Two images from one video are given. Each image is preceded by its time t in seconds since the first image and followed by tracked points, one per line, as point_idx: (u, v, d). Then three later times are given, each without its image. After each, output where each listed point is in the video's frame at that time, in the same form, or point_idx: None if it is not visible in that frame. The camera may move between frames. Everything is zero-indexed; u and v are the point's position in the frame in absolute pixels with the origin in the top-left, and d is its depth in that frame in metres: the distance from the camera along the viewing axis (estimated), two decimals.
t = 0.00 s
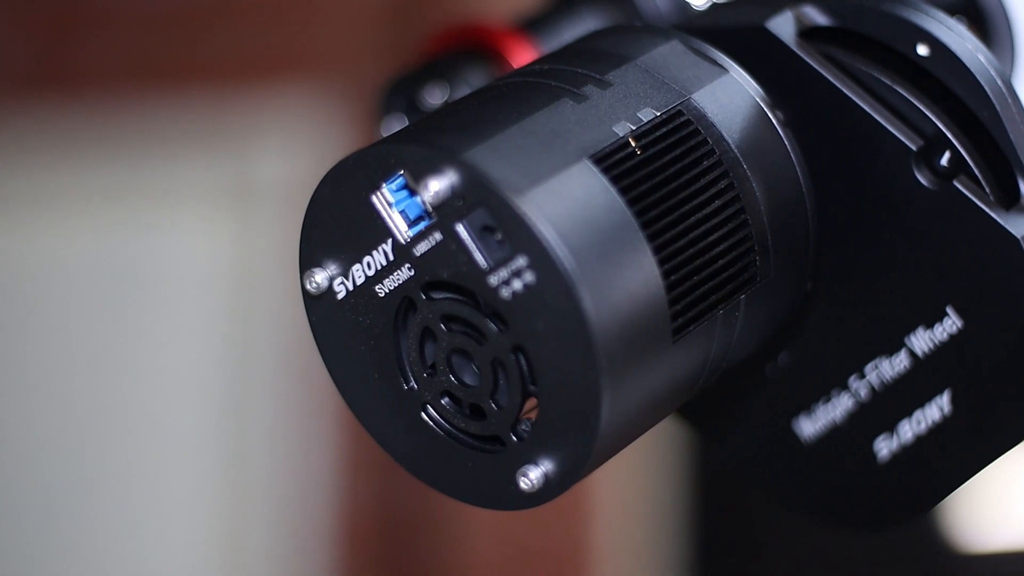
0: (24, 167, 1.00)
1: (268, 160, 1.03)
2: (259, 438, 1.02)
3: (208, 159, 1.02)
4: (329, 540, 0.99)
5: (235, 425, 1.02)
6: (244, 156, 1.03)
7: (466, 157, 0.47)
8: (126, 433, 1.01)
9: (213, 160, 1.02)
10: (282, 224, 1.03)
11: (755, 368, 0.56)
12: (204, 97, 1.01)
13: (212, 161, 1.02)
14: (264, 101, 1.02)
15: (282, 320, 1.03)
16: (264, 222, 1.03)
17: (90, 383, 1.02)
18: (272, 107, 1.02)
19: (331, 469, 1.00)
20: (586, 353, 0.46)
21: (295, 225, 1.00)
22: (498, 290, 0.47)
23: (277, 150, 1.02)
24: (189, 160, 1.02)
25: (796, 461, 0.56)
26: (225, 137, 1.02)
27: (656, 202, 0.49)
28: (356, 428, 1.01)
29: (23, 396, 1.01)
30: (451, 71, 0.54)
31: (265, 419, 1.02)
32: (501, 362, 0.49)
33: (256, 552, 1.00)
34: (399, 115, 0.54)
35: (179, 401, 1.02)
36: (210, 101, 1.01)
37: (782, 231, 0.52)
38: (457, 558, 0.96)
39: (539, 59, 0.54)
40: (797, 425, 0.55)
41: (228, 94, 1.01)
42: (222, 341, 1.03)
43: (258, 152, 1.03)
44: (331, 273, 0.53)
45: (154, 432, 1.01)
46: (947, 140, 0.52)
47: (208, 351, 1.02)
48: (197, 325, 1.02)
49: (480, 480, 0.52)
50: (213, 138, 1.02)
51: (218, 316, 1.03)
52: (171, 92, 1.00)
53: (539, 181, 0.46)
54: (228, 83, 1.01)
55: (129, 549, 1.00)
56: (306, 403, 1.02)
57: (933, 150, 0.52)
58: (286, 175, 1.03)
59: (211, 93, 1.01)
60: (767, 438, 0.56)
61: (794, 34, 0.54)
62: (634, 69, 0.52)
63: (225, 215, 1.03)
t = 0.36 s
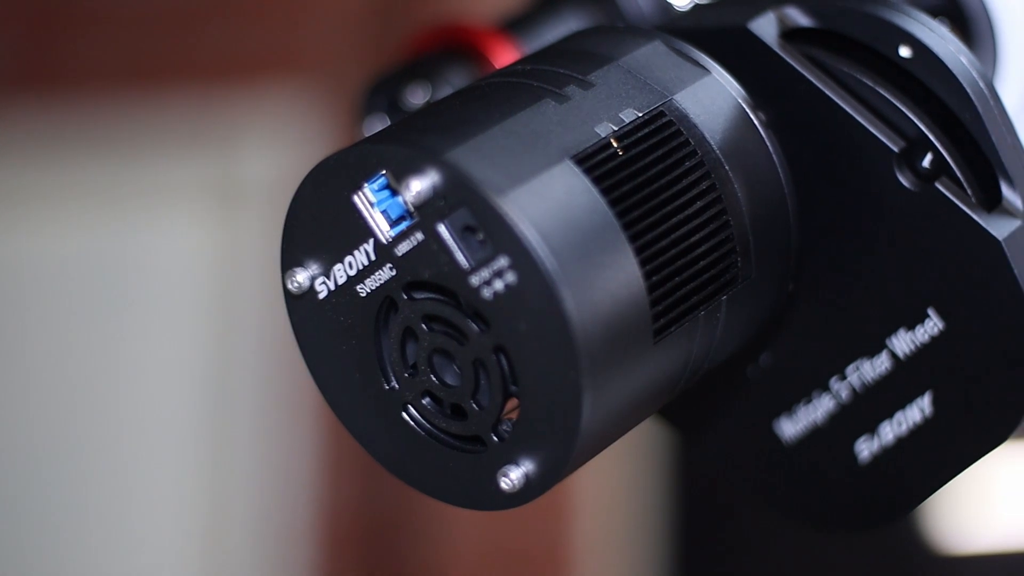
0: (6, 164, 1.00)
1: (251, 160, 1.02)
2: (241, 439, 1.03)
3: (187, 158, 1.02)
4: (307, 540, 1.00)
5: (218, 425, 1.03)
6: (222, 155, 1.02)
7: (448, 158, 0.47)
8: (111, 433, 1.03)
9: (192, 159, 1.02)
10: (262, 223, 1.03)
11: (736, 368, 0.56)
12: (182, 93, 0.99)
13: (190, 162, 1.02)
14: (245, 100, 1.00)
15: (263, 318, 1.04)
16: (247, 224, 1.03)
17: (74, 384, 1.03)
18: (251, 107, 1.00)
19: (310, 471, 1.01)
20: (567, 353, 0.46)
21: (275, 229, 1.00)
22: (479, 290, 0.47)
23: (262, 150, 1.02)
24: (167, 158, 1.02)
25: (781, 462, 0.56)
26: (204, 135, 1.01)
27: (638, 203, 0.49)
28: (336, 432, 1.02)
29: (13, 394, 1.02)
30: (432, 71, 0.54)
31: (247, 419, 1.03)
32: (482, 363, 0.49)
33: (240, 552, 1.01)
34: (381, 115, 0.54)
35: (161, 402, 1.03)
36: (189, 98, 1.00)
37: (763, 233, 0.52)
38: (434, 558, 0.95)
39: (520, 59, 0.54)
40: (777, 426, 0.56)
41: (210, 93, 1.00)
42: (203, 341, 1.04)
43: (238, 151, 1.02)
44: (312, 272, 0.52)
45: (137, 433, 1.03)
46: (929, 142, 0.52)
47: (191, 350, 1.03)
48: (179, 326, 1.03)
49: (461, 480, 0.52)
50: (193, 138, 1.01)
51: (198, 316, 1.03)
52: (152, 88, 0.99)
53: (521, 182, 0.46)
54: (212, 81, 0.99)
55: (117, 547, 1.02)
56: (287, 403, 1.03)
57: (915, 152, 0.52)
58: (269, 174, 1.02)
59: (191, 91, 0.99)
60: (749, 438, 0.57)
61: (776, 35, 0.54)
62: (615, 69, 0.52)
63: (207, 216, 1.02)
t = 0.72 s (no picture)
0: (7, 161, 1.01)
1: (236, 160, 1.04)
2: (224, 440, 1.04)
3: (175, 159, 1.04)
4: (290, 540, 1.03)
5: (201, 427, 1.04)
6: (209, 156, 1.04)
7: (431, 157, 0.47)
8: (94, 438, 1.04)
9: (181, 159, 1.04)
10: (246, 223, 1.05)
11: (718, 368, 0.57)
12: (168, 92, 1.01)
13: (178, 163, 1.04)
14: (232, 98, 1.02)
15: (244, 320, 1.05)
16: (230, 223, 1.04)
17: (56, 390, 1.04)
18: (237, 105, 1.03)
19: (292, 470, 1.03)
20: (548, 354, 0.46)
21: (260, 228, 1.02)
22: (461, 290, 0.47)
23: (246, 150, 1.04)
24: (155, 159, 1.03)
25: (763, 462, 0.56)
26: (192, 134, 1.03)
27: (620, 204, 0.49)
28: (318, 430, 1.04)
29: None
30: (415, 71, 0.54)
31: (229, 421, 1.04)
32: (464, 363, 0.49)
33: (224, 552, 1.03)
34: (363, 115, 0.54)
35: (144, 406, 1.04)
36: (177, 97, 1.02)
37: (746, 234, 0.53)
38: (426, 556, 0.99)
39: (503, 60, 0.54)
40: (759, 427, 0.56)
41: (197, 93, 1.02)
42: (186, 345, 1.05)
43: (224, 150, 1.04)
44: (295, 273, 0.52)
45: (121, 437, 1.04)
46: (911, 143, 0.52)
47: (174, 353, 1.05)
48: (162, 330, 1.05)
49: (442, 480, 0.52)
50: (181, 137, 1.03)
51: (181, 320, 1.05)
52: (141, 88, 1.01)
53: (503, 182, 0.46)
54: (197, 79, 1.01)
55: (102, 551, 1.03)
56: (270, 404, 1.05)
57: (897, 154, 0.53)
58: (253, 175, 1.04)
59: (178, 90, 1.01)
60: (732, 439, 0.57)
61: (759, 36, 0.54)
62: (598, 70, 0.52)
63: (191, 215, 1.04)
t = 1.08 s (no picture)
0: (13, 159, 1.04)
1: (223, 161, 1.06)
2: (209, 446, 1.08)
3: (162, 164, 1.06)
4: (273, 537, 1.09)
5: (187, 432, 1.08)
6: (196, 161, 1.06)
7: (417, 158, 0.47)
8: (83, 436, 1.07)
9: (167, 162, 1.06)
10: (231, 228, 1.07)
11: (704, 368, 0.57)
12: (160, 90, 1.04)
13: (165, 163, 1.06)
14: (223, 97, 1.05)
15: (230, 330, 1.09)
16: (217, 226, 1.07)
17: (44, 394, 1.06)
18: (227, 104, 1.05)
19: (274, 473, 1.09)
20: (534, 354, 0.46)
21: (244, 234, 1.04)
22: (447, 290, 0.47)
23: (234, 150, 1.06)
24: (142, 164, 1.05)
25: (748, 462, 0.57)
26: (180, 138, 1.05)
27: (607, 205, 0.49)
28: (304, 432, 1.09)
29: None
30: (401, 71, 0.54)
31: (215, 427, 1.08)
32: (450, 363, 0.49)
33: (207, 552, 1.08)
34: (349, 116, 0.54)
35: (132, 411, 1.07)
36: (168, 96, 1.04)
37: (731, 235, 0.53)
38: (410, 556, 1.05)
39: (488, 60, 0.54)
40: (745, 428, 0.56)
41: (187, 91, 1.04)
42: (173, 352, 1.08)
43: (211, 149, 1.06)
44: (281, 272, 0.52)
45: (111, 436, 1.07)
46: (897, 145, 0.52)
47: (161, 361, 1.08)
48: (149, 337, 1.08)
49: (428, 481, 0.52)
50: (169, 141, 1.05)
51: (168, 327, 1.08)
52: (133, 88, 1.04)
53: (489, 182, 0.46)
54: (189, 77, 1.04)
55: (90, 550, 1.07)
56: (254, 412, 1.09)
57: (883, 155, 0.52)
58: (239, 175, 1.06)
59: (169, 89, 1.04)
60: (717, 438, 0.57)
61: (746, 37, 0.54)
62: (585, 71, 0.52)
63: (178, 216, 1.06)
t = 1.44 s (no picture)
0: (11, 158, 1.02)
1: (211, 159, 1.05)
2: (195, 449, 1.06)
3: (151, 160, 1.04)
4: (256, 537, 1.06)
5: (172, 435, 1.06)
6: (185, 158, 1.05)
7: (401, 158, 0.46)
8: (72, 437, 1.05)
9: (157, 159, 1.04)
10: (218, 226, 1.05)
11: (687, 369, 0.57)
12: (152, 88, 1.03)
13: (153, 162, 1.04)
14: (219, 94, 1.03)
15: (218, 331, 1.06)
16: (204, 225, 1.05)
17: (34, 395, 1.05)
18: (220, 101, 1.03)
19: (258, 476, 1.06)
20: (517, 354, 0.46)
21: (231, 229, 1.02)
22: (431, 290, 0.47)
23: (221, 148, 1.04)
24: (131, 161, 1.04)
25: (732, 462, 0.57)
26: (169, 136, 1.04)
27: (591, 205, 0.48)
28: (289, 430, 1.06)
29: None
30: (385, 72, 0.54)
31: (201, 430, 1.06)
32: (433, 363, 0.48)
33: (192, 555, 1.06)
34: (336, 116, 0.54)
35: (117, 412, 1.05)
36: (163, 95, 1.03)
37: (715, 236, 0.53)
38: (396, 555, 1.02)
39: (474, 60, 0.54)
40: (728, 429, 0.56)
41: (183, 88, 1.03)
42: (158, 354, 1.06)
43: (199, 148, 1.04)
44: (265, 272, 0.52)
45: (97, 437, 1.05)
46: (882, 146, 0.52)
47: (147, 361, 1.06)
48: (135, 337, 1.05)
49: (411, 480, 0.52)
50: (159, 138, 1.04)
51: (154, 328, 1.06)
52: (128, 86, 1.02)
53: (473, 182, 0.46)
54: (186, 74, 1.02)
55: (74, 553, 1.06)
56: (242, 413, 1.06)
57: (867, 156, 0.53)
58: (226, 173, 1.05)
59: (166, 88, 1.03)
60: (702, 438, 0.57)
61: (730, 38, 0.54)
62: (569, 71, 0.52)
63: (166, 214, 1.05)
